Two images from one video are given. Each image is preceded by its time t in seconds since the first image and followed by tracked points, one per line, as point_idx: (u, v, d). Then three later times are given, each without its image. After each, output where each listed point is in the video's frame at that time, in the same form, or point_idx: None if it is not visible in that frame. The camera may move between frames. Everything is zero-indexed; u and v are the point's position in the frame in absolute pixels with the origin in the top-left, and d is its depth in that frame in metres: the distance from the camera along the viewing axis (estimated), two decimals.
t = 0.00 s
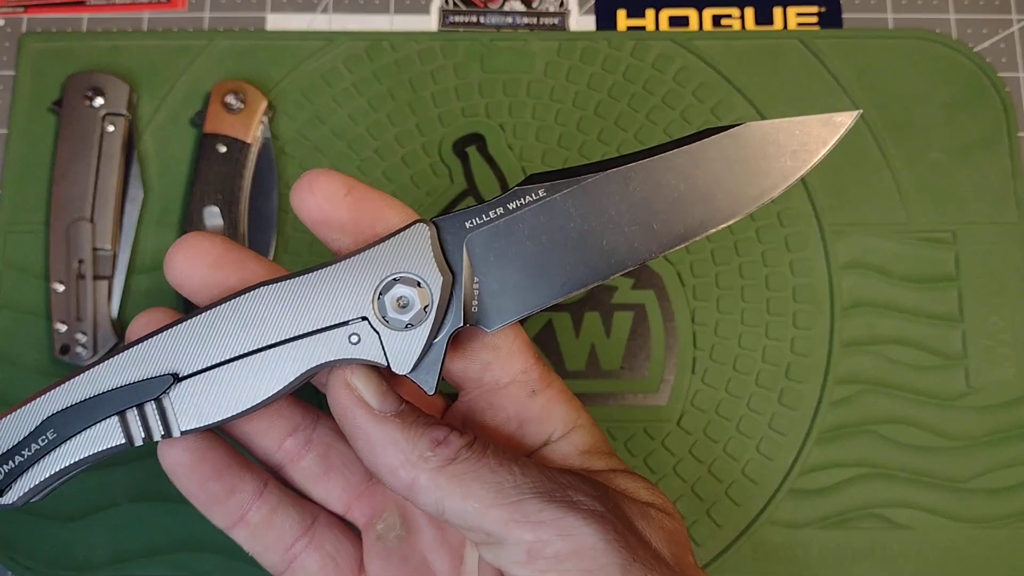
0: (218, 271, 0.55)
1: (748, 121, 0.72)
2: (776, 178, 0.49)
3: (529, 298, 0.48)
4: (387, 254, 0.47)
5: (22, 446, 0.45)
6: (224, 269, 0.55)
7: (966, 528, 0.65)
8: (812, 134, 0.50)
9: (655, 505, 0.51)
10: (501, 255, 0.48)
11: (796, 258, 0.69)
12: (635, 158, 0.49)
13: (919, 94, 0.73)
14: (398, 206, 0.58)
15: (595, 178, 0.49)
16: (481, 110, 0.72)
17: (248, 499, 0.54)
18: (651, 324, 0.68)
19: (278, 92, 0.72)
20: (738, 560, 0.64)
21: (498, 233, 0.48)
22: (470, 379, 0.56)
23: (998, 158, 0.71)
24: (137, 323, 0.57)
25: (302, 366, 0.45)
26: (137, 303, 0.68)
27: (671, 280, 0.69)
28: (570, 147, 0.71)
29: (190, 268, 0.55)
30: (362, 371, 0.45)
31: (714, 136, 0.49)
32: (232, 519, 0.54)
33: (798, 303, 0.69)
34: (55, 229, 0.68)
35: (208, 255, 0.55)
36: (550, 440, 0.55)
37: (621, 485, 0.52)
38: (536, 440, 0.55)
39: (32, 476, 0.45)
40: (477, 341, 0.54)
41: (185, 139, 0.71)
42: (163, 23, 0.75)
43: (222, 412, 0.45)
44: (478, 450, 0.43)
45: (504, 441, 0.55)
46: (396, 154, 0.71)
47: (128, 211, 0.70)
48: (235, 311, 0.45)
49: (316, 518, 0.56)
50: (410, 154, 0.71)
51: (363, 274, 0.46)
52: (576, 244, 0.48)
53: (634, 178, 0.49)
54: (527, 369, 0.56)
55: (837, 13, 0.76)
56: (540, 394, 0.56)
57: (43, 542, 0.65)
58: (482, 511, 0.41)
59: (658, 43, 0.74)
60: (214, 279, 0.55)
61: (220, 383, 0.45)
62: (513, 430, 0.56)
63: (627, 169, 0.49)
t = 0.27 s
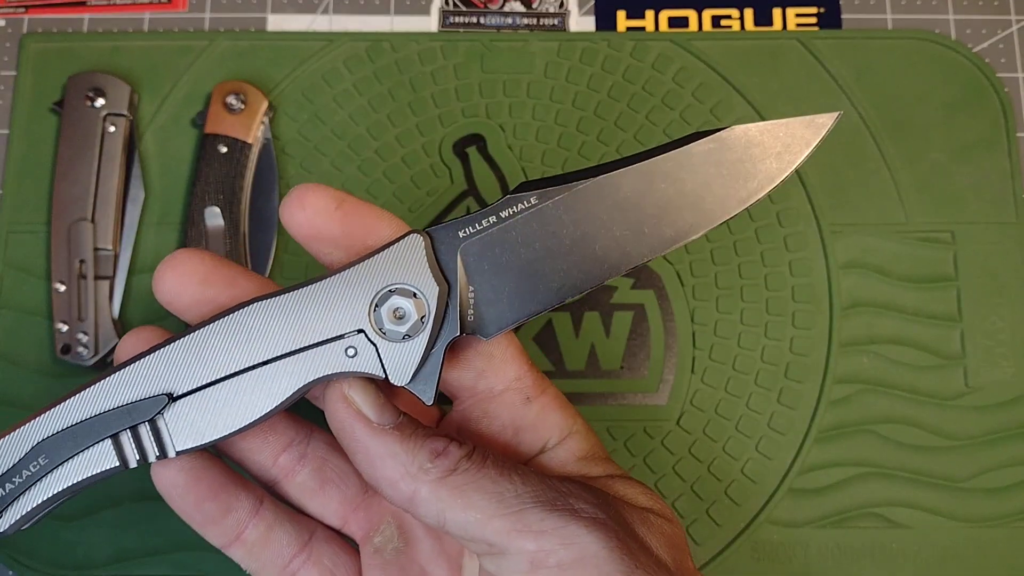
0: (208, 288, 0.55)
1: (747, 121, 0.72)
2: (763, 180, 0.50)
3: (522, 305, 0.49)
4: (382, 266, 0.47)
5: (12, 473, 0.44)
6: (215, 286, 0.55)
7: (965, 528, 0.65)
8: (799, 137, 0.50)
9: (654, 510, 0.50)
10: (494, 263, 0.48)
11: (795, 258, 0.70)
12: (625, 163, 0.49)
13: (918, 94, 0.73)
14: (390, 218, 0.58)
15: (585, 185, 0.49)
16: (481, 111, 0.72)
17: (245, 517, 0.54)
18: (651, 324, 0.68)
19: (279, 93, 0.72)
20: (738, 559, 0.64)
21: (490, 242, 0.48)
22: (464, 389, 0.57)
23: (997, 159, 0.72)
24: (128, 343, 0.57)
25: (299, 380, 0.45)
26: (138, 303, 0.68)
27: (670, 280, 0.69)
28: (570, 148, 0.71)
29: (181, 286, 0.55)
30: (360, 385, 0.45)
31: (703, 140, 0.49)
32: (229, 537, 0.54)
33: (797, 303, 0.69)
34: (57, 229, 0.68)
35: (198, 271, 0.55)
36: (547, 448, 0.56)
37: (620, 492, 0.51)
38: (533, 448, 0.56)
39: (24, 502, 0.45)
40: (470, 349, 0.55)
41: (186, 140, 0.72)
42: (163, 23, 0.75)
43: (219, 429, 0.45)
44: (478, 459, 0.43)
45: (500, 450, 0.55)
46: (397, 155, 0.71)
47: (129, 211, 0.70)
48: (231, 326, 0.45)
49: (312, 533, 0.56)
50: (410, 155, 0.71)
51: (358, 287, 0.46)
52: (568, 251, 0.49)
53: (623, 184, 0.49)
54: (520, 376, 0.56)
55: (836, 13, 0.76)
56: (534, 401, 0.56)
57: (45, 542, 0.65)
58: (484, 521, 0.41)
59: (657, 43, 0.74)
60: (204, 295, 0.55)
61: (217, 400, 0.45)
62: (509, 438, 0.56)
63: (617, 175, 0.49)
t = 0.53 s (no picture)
0: (196, 299, 0.55)
1: (747, 121, 0.72)
2: (753, 194, 0.49)
3: (513, 319, 0.49)
4: (374, 278, 0.47)
5: (1, 481, 0.44)
6: (202, 297, 0.55)
7: (965, 528, 0.65)
8: (790, 151, 0.50)
9: (646, 520, 0.51)
10: (485, 276, 0.49)
11: (795, 258, 0.70)
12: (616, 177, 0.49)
13: (917, 94, 0.73)
14: (381, 231, 0.57)
15: (575, 199, 0.49)
16: (481, 111, 0.72)
17: (235, 529, 0.55)
18: (651, 324, 0.68)
19: (279, 93, 0.72)
20: (738, 559, 0.64)
21: (481, 255, 0.49)
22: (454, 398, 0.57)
23: (997, 159, 0.72)
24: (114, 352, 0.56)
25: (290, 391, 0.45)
26: (138, 303, 0.68)
27: (670, 280, 0.69)
28: (570, 148, 0.71)
29: (169, 296, 0.55)
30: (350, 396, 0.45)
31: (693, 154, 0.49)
32: (219, 550, 0.55)
33: (797, 303, 0.69)
34: (57, 228, 0.68)
35: (187, 283, 0.55)
36: (538, 456, 0.55)
37: (614, 501, 0.52)
38: (524, 457, 0.56)
39: (11, 512, 0.45)
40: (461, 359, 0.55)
41: (186, 140, 0.72)
42: (163, 23, 0.75)
43: (209, 439, 0.45)
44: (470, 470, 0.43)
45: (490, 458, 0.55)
46: (396, 155, 0.71)
47: (129, 211, 0.70)
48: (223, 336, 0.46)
49: (304, 544, 0.57)
50: (410, 155, 0.71)
51: (349, 298, 0.47)
52: (558, 265, 0.49)
53: (614, 199, 0.49)
54: (511, 385, 0.56)
55: (836, 13, 0.76)
56: (525, 410, 0.56)
57: (44, 542, 0.65)
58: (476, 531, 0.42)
59: (657, 43, 0.74)
60: (192, 307, 0.55)
61: (206, 411, 0.45)
62: (500, 447, 0.56)
63: (607, 189, 0.49)
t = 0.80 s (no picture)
0: (166, 324, 0.54)
1: (747, 121, 0.72)
2: (722, 209, 0.50)
3: (487, 336, 0.48)
4: (343, 298, 0.46)
5: None
6: (172, 322, 0.54)
7: (965, 528, 0.65)
8: (759, 165, 0.50)
9: (623, 535, 0.51)
10: (458, 293, 0.48)
11: (795, 258, 0.70)
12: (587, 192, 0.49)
13: (917, 94, 0.73)
14: (350, 251, 0.57)
15: (545, 216, 0.49)
16: (481, 110, 0.72)
17: (211, 553, 0.54)
18: (651, 324, 0.68)
19: (279, 92, 0.72)
20: (737, 559, 0.64)
21: (452, 274, 0.48)
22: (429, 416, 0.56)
23: (997, 159, 0.72)
24: (81, 381, 0.55)
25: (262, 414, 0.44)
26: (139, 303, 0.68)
27: (670, 280, 0.69)
28: (570, 148, 0.71)
29: (139, 322, 0.54)
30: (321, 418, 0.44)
31: (663, 168, 0.49)
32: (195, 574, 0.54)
33: (797, 303, 0.69)
34: (57, 228, 0.68)
35: (157, 307, 0.54)
36: (512, 475, 0.55)
37: (591, 518, 0.51)
38: (499, 474, 0.56)
39: None
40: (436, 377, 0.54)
41: (186, 140, 0.72)
42: (163, 23, 0.75)
43: (181, 465, 0.44)
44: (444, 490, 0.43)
45: (464, 477, 0.55)
46: (396, 155, 0.71)
47: (128, 211, 0.70)
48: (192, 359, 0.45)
49: (280, 566, 0.56)
50: (410, 155, 0.71)
51: (320, 320, 0.46)
52: (529, 283, 0.49)
53: (586, 213, 0.49)
54: (486, 403, 0.55)
55: (836, 13, 0.76)
56: (500, 428, 0.56)
57: (44, 542, 0.65)
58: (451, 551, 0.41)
59: (657, 43, 0.74)
60: (161, 332, 0.54)
61: (177, 436, 0.44)
62: (475, 465, 0.56)
63: (579, 204, 0.49)
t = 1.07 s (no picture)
0: (119, 355, 0.51)
1: (746, 122, 0.73)
2: (678, 211, 0.49)
3: (445, 355, 0.45)
4: (298, 317, 0.42)
5: None
6: (126, 353, 0.51)
7: (961, 525, 0.66)
8: (709, 169, 0.50)
9: (591, 552, 0.47)
10: (413, 311, 0.45)
11: (793, 258, 0.70)
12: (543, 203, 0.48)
13: (915, 96, 0.74)
14: (306, 272, 0.52)
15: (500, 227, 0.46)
16: (481, 111, 0.73)
17: None
18: (650, 324, 0.69)
19: (281, 94, 0.73)
20: (736, 557, 0.65)
21: (407, 290, 0.45)
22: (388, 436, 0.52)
23: (994, 160, 0.72)
24: (34, 418, 0.52)
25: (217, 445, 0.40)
26: (141, 303, 0.69)
27: (670, 280, 0.70)
28: (570, 149, 0.72)
29: (91, 354, 0.51)
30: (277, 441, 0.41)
31: (619, 176, 0.48)
32: None
33: (795, 303, 0.69)
34: (60, 229, 0.69)
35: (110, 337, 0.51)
36: (474, 494, 0.51)
37: (557, 535, 0.47)
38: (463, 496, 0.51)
39: None
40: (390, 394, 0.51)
41: (188, 141, 0.72)
42: (166, 25, 0.76)
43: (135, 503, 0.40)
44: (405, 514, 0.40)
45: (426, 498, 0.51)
46: (398, 156, 0.72)
47: (131, 212, 0.70)
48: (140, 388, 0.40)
49: None
50: (411, 156, 0.72)
51: (274, 343, 0.42)
52: (485, 295, 0.46)
53: (542, 223, 0.46)
54: (447, 419, 0.51)
55: (834, 15, 0.76)
56: (462, 445, 0.51)
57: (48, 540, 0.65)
58: None
59: (657, 45, 0.74)
60: (115, 364, 0.51)
61: (130, 473, 0.40)
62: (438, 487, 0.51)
63: (534, 214, 0.46)
